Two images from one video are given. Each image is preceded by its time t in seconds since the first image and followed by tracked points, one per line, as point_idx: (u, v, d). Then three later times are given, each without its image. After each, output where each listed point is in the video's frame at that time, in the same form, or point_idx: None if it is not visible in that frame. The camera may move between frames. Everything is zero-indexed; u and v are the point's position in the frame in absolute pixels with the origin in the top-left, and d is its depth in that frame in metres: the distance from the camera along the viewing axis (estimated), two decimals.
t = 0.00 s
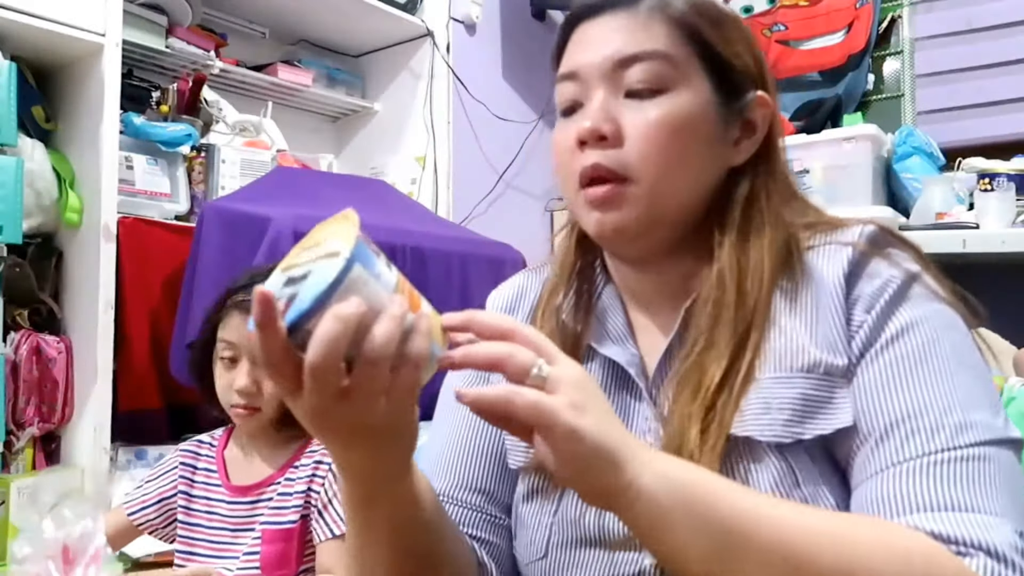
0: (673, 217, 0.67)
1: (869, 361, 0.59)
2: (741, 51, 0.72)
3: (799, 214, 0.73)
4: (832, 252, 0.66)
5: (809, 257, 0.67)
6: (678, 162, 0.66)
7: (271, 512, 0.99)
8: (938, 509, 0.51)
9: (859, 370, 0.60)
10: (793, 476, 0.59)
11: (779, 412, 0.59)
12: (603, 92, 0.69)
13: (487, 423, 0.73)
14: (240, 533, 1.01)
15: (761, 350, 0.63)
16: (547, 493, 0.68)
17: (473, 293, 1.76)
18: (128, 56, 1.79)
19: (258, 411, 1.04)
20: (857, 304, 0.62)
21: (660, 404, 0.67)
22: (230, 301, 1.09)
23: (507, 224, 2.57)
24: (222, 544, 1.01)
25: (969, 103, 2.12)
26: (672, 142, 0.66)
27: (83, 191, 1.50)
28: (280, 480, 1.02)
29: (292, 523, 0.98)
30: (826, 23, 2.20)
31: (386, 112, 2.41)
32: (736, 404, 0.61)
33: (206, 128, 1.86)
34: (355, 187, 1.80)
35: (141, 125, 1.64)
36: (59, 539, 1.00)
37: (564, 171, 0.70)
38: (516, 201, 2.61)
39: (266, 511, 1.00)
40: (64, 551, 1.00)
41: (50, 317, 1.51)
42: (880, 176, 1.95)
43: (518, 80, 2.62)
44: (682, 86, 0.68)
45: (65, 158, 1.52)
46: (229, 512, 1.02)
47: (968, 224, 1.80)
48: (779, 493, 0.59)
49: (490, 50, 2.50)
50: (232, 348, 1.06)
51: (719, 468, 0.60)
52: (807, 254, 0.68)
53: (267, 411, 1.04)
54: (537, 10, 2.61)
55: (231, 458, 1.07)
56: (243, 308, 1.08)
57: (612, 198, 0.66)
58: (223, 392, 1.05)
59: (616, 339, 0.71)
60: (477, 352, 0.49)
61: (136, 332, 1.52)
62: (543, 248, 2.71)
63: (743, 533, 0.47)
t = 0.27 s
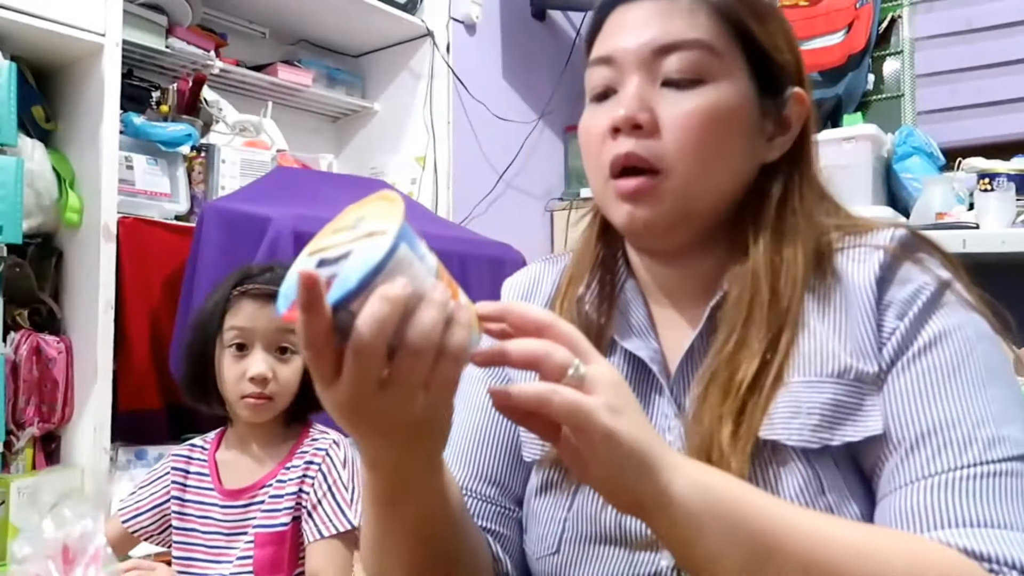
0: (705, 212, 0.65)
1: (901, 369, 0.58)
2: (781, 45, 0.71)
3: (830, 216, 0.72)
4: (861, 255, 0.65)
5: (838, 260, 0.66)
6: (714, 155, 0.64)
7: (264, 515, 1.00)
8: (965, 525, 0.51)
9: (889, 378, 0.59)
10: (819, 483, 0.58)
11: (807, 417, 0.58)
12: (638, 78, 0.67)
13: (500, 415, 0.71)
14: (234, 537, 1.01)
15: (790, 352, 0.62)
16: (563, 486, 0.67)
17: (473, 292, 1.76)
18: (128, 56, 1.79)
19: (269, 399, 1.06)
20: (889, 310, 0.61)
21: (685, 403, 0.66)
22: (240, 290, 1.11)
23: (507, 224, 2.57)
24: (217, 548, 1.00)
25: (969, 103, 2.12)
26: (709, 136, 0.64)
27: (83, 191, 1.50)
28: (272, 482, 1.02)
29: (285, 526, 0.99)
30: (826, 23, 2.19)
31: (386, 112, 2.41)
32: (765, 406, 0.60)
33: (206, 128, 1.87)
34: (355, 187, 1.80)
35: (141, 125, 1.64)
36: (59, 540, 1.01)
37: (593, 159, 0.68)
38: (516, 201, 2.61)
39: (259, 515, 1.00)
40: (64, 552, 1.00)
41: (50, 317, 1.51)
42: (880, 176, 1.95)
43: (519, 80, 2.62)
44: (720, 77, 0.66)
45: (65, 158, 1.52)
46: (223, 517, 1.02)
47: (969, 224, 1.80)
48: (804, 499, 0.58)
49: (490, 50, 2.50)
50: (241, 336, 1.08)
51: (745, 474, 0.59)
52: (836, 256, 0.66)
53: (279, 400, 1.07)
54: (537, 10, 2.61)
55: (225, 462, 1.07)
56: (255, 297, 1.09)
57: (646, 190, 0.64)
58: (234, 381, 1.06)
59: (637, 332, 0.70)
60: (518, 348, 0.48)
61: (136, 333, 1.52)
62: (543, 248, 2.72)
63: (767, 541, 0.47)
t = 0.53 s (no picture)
0: (730, 209, 0.63)
1: (929, 375, 0.57)
2: (815, 40, 0.68)
3: (861, 216, 0.69)
4: (890, 257, 0.63)
5: (864, 260, 0.64)
6: (742, 152, 0.61)
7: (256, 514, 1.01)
8: (991, 538, 0.51)
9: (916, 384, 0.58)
10: (844, 491, 0.56)
11: (832, 423, 0.56)
12: (667, 69, 0.63)
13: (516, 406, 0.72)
14: (231, 540, 1.01)
15: (817, 354, 0.60)
16: (577, 483, 0.67)
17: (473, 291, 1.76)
18: (128, 56, 1.78)
19: (264, 400, 1.06)
20: (917, 313, 0.59)
21: (707, 407, 0.64)
22: (234, 290, 1.11)
23: (507, 224, 2.57)
24: (214, 553, 1.01)
25: (969, 103, 2.12)
26: (738, 134, 0.61)
27: (83, 192, 1.50)
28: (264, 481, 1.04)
29: (273, 523, 1.00)
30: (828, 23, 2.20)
31: (386, 112, 2.41)
32: (792, 411, 0.58)
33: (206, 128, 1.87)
34: (354, 186, 1.79)
35: (141, 125, 1.64)
36: (59, 540, 1.00)
37: (615, 152, 0.65)
38: (516, 201, 2.61)
39: (252, 514, 1.01)
40: (65, 552, 1.00)
41: (50, 317, 1.51)
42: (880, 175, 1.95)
43: (519, 79, 2.62)
44: (754, 74, 0.63)
45: (65, 158, 1.52)
46: (219, 520, 1.02)
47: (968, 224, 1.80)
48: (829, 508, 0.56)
49: (489, 50, 2.50)
50: (236, 335, 1.08)
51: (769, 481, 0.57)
52: (862, 256, 0.64)
53: (274, 402, 1.07)
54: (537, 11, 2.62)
55: (221, 464, 1.07)
56: (248, 297, 1.09)
57: (671, 184, 0.61)
58: (229, 382, 1.06)
59: (656, 329, 0.68)
60: (549, 345, 0.46)
61: (136, 332, 1.52)
62: (543, 248, 2.72)
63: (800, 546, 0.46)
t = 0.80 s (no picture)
0: (750, 204, 0.63)
1: (947, 384, 0.58)
2: (845, 39, 0.68)
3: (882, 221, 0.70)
4: (911, 263, 0.63)
5: (885, 265, 0.65)
6: (767, 147, 0.61)
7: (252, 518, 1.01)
8: (1001, 550, 0.52)
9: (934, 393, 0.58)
10: (858, 498, 0.57)
11: (850, 430, 0.57)
12: (693, 60, 0.63)
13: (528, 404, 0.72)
14: (228, 544, 1.02)
15: (838, 361, 0.60)
16: (586, 481, 0.67)
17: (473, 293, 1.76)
18: (128, 56, 1.78)
19: (260, 401, 1.06)
20: (938, 321, 0.60)
21: (724, 410, 0.64)
22: (228, 290, 1.11)
23: (507, 224, 2.57)
24: (212, 557, 1.01)
25: (970, 103, 2.12)
26: (764, 126, 0.61)
27: (83, 192, 1.50)
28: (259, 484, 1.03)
29: (268, 528, 1.00)
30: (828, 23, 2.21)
31: (386, 112, 2.41)
32: (811, 417, 0.58)
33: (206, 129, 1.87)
34: (354, 186, 1.79)
35: (141, 125, 1.64)
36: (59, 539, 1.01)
37: (633, 143, 0.66)
38: (516, 201, 2.61)
39: (248, 519, 1.01)
40: (65, 551, 1.00)
41: (50, 317, 1.52)
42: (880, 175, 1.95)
43: (519, 79, 2.62)
44: (782, 69, 0.63)
45: (65, 158, 1.52)
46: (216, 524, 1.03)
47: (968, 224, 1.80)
48: (844, 515, 0.57)
49: (490, 50, 2.50)
50: (231, 335, 1.08)
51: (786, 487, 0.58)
52: (882, 262, 0.65)
53: (270, 403, 1.07)
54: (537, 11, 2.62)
55: (218, 465, 1.07)
56: (243, 296, 1.09)
57: (690, 175, 0.61)
58: (224, 383, 1.06)
59: (672, 329, 0.68)
60: (572, 344, 0.46)
61: (136, 331, 1.52)
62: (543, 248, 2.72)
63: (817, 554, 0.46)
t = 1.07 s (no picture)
0: (766, 205, 0.66)
1: (960, 392, 0.60)
2: (866, 41, 0.71)
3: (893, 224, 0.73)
4: (925, 268, 0.66)
5: (898, 271, 0.67)
6: (786, 148, 0.64)
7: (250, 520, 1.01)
8: (1007, 561, 0.54)
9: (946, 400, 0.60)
10: (870, 504, 0.59)
11: (861, 437, 0.59)
12: (712, 57, 0.66)
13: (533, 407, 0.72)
14: (226, 546, 1.02)
15: (854, 366, 0.62)
16: (592, 483, 0.67)
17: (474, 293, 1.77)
18: (128, 56, 1.78)
19: (258, 402, 1.06)
20: (951, 329, 0.62)
21: (736, 414, 0.66)
22: (226, 289, 1.11)
23: (508, 224, 2.57)
24: (211, 558, 1.02)
25: (970, 103, 2.12)
26: (783, 126, 0.63)
27: (83, 192, 1.50)
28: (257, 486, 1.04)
29: (265, 531, 1.01)
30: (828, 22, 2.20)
31: (387, 112, 2.42)
32: (825, 423, 0.60)
33: (207, 128, 1.88)
34: (353, 186, 1.79)
35: (141, 125, 1.64)
36: (60, 539, 1.00)
37: (649, 141, 0.69)
38: (517, 201, 2.62)
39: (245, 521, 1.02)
40: (65, 551, 1.00)
41: (50, 317, 1.52)
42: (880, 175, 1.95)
43: (518, 79, 2.62)
44: (803, 70, 0.66)
45: (65, 158, 1.52)
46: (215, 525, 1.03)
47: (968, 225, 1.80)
48: (856, 522, 0.59)
49: (490, 49, 2.50)
50: (229, 335, 1.08)
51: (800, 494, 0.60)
52: (895, 269, 0.67)
53: (268, 403, 1.07)
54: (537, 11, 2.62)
55: (218, 465, 1.07)
56: (241, 295, 1.09)
57: (706, 179, 0.64)
58: (223, 383, 1.06)
59: (684, 329, 0.70)
60: (586, 354, 0.50)
61: (136, 331, 1.52)
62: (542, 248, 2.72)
63: (827, 565, 0.51)
